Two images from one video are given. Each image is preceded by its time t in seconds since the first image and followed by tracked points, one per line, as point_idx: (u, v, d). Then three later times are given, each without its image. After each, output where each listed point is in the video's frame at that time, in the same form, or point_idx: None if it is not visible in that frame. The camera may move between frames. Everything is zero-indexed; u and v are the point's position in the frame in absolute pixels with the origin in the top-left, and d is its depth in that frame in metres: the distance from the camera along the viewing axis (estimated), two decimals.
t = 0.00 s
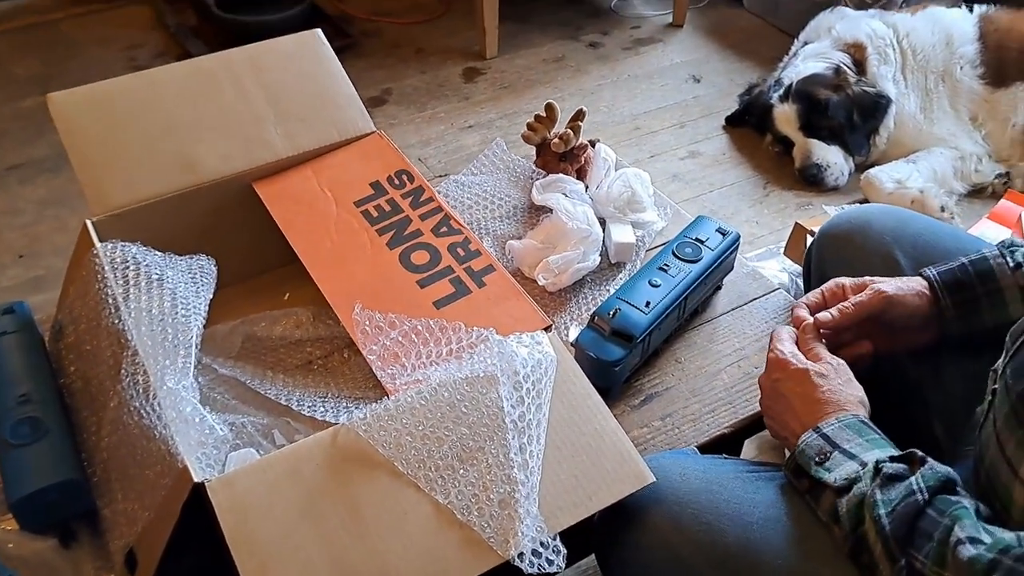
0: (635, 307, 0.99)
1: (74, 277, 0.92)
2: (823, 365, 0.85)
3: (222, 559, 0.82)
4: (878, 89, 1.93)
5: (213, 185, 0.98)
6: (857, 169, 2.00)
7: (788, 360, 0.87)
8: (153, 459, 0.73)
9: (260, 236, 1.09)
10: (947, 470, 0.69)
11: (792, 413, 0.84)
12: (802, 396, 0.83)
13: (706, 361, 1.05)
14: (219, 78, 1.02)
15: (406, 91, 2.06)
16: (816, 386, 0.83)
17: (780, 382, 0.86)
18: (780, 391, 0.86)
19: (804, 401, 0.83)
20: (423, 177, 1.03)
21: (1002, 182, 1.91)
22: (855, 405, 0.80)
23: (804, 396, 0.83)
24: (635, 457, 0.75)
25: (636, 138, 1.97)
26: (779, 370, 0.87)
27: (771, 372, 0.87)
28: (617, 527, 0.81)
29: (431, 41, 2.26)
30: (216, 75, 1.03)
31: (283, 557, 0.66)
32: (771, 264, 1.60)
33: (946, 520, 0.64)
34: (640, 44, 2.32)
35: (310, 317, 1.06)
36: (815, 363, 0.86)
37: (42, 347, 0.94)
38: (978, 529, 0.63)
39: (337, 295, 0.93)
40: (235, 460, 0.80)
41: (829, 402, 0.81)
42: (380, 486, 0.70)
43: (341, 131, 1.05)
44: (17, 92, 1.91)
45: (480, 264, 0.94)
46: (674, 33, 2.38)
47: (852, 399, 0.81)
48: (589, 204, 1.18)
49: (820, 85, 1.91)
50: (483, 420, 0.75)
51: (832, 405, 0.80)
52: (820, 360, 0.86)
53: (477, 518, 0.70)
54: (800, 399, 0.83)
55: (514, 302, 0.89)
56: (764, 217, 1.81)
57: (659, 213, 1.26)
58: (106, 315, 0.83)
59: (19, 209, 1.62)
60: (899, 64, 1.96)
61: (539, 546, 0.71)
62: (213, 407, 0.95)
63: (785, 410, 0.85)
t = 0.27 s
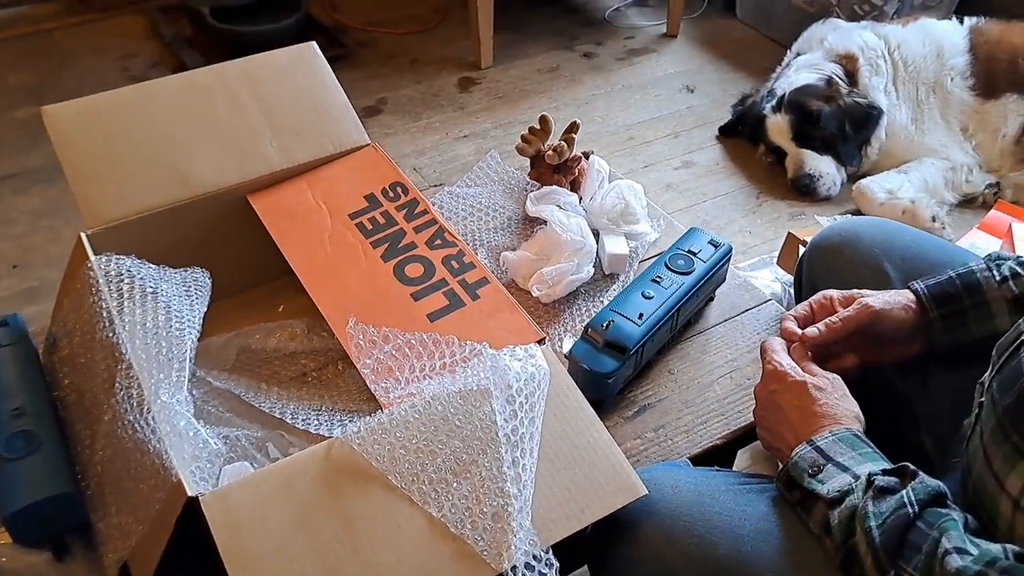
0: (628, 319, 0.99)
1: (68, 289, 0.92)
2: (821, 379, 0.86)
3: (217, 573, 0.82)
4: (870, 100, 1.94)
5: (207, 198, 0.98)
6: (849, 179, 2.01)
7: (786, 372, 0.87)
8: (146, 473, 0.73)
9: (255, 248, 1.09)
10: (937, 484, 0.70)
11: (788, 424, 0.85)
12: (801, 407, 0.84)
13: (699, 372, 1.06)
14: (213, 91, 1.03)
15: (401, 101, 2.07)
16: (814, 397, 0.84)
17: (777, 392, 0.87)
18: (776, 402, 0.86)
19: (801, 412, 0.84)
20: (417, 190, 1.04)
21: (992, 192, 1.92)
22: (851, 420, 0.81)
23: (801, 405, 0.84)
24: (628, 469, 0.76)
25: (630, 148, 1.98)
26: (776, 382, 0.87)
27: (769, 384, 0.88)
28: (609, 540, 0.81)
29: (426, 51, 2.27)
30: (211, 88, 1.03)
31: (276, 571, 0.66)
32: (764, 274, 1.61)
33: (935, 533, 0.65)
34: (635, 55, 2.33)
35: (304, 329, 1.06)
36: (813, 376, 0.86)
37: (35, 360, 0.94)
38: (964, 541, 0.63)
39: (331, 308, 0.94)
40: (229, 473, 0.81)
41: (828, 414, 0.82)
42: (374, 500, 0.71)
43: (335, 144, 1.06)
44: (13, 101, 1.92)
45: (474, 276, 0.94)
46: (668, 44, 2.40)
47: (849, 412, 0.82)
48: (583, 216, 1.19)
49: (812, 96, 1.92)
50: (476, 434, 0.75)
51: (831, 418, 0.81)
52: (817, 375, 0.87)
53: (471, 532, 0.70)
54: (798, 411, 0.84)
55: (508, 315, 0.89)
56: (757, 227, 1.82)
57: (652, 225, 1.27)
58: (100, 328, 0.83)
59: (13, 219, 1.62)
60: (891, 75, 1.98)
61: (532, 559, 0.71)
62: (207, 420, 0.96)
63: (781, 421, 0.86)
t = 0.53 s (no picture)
0: (631, 326, 0.99)
1: (73, 296, 0.93)
2: (833, 392, 0.87)
3: None
4: (875, 106, 1.94)
5: (211, 206, 0.99)
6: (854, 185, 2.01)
7: (799, 380, 0.89)
8: (149, 479, 0.74)
9: (259, 255, 1.10)
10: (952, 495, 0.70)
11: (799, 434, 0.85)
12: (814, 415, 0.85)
13: (702, 379, 1.06)
14: (217, 100, 1.04)
15: (406, 108, 2.08)
16: (827, 408, 0.85)
17: (790, 401, 0.88)
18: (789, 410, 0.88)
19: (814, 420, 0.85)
20: (419, 197, 1.04)
21: (998, 199, 1.92)
22: (861, 431, 0.82)
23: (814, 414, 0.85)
24: (629, 477, 0.76)
25: (635, 154, 1.98)
26: (790, 390, 0.89)
27: (783, 390, 0.89)
28: (610, 548, 0.81)
29: (431, 57, 2.28)
30: (215, 97, 1.04)
31: None
32: (768, 280, 1.61)
33: (947, 537, 0.65)
34: (639, 61, 2.33)
35: (308, 336, 1.07)
36: (826, 388, 0.88)
37: (41, 367, 0.95)
38: (974, 546, 0.63)
39: (334, 315, 0.94)
40: (232, 480, 0.81)
41: (839, 425, 0.83)
42: (375, 508, 0.71)
43: (339, 151, 1.06)
44: (21, 108, 1.93)
45: (476, 283, 0.95)
46: (673, 50, 2.40)
47: (861, 425, 0.83)
48: (586, 223, 1.19)
49: (817, 101, 1.93)
50: (477, 441, 0.75)
51: (843, 428, 0.82)
52: (830, 388, 0.88)
53: (472, 539, 0.70)
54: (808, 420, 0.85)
55: (510, 322, 0.89)
56: (762, 233, 1.82)
57: (655, 232, 1.27)
58: (104, 336, 0.84)
59: (20, 226, 1.63)
60: (896, 81, 1.98)
61: (533, 566, 0.71)
62: (210, 427, 0.96)
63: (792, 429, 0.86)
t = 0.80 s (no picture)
0: (643, 327, 0.98)
1: (84, 299, 0.93)
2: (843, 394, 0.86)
3: None
4: (888, 107, 1.93)
5: (221, 208, 0.99)
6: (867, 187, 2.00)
7: (810, 384, 0.88)
8: (159, 481, 0.73)
9: (269, 257, 1.10)
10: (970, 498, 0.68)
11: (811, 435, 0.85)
12: (826, 417, 0.84)
13: (715, 381, 1.05)
14: (227, 102, 1.04)
15: (416, 111, 2.08)
16: (838, 411, 0.84)
17: (802, 405, 0.87)
18: (800, 413, 0.87)
19: (825, 423, 0.84)
20: (430, 199, 1.04)
21: (1012, 200, 1.90)
22: (875, 433, 0.81)
23: (826, 417, 0.84)
24: (642, 479, 0.75)
25: (645, 156, 1.98)
26: (802, 393, 0.88)
27: (793, 394, 0.89)
28: (623, 551, 0.81)
29: (441, 61, 2.28)
30: (225, 100, 1.04)
31: None
32: (780, 283, 1.60)
33: (964, 539, 0.63)
34: (650, 64, 2.33)
35: (318, 338, 1.07)
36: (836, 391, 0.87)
37: (51, 369, 0.95)
38: (993, 549, 0.62)
39: (343, 316, 0.93)
40: (242, 482, 0.81)
41: (852, 427, 0.82)
42: (385, 510, 0.70)
43: (349, 153, 1.06)
44: (33, 113, 1.94)
45: (487, 285, 0.94)
46: (684, 52, 2.39)
47: (874, 427, 0.82)
48: (597, 225, 1.18)
49: (829, 104, 1.91)
50: (489, 443, 0.75)
51: (855, 430, 0.81)
52: (842, 391, 0.87)
53: (483, 542, 0.70)
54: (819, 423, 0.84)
55: (521, 324, 0.89)
56: (773, 235, 1.81)
57: (667, 234, 1.27)
58: (114, 337, 0.84)
59: (32, 230, 1.64)
60: (909, 82, 1.96)
61: (545, 569, 0.70)
62: (220, 428, 0.95)
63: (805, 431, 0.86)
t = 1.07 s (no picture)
0: (642, 331, 0.98)
1: (81, 303, 0.92)
2: (836, 395, 0.86)
3: None
4: (889, 110, 1.92)
5: (219, 212, 0.99)
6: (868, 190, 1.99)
7: (800, 389, 0.88)
8: (155, 487, 0.73)
9: (268, 261, 1.09)
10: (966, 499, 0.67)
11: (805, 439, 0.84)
12: (818, 421, 0.84)
13: (715, 385, 1.05)
14: (225, 106, 1.03)
15: (416, 115, 2.08)
16: (831, 413, 0.84)
17: (794, 410, 0.87)
18: (792, 418, 0.87)
19: (818, 426, 0.84)
20: (428, 203, 1.03)
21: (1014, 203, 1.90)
22: (868, 433, 0.80)
23: (819, 421, 0.84)
24: (642, 484, 0.74)
25: (646, 160, 1.97)
26: (791, 398, 0.88)
27: (784, 400, 0.88)
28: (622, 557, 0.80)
29: (442, 65, 2.28)
30: (223, 103, 1.04)
31: None
32: (782, 286, 1.59)
33: (961, 545, 0.63)
34: (650, 67, 2.33)
35: (317, 343, 1.06)
36: (828, 393, 0.87)
37: (48, 374, 0.95)
38: (991, 555, 0.61)
39: (342, 320, 0.93)
40: (239, 487, 0.80)
41: (845, 429, 0.81)
42: (383, 515, 0.70)
43: (347, 156, 1.06)
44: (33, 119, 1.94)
45: (486, 289, 0.94)
46: (684, 56, 2.39)
47: (868, 427, 0.81)
48: (598, 229, 1.17)
49: (830, 107, 1.90)
50: (487, 448, 0.74)
51: (849, 432, 0.80)
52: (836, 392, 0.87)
53: (482, 547, 0.69)
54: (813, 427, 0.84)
55: (520, 328, 0.88)
56: (774, 239, 1.80)
57: (667, 237, 1.27)
58: (111, 342, 0.83)
59: (32, 236, 1.63)
60: (910, 85, 1.96)
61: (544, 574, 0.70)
62: (218, 433, 0.95)
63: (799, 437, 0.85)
